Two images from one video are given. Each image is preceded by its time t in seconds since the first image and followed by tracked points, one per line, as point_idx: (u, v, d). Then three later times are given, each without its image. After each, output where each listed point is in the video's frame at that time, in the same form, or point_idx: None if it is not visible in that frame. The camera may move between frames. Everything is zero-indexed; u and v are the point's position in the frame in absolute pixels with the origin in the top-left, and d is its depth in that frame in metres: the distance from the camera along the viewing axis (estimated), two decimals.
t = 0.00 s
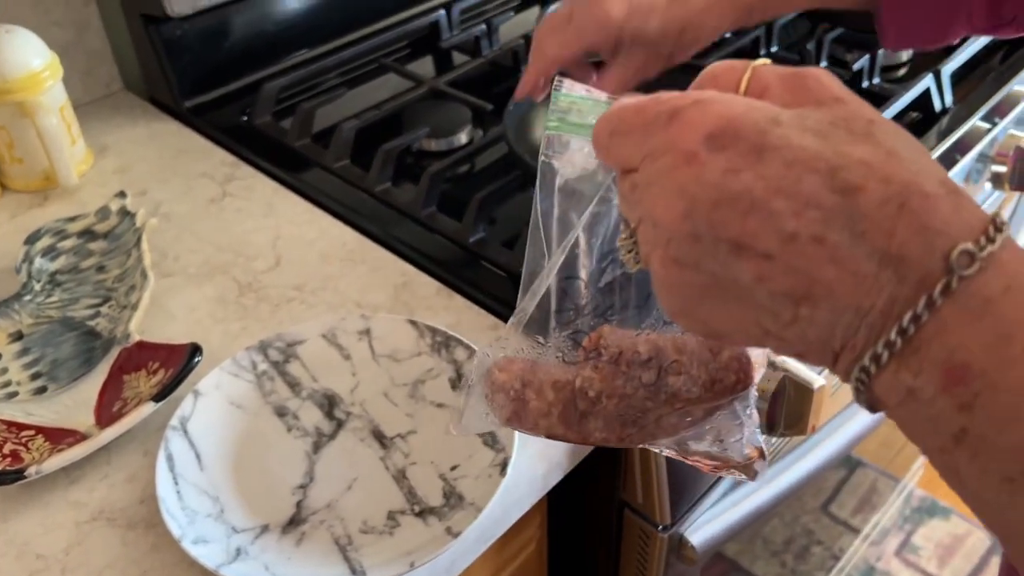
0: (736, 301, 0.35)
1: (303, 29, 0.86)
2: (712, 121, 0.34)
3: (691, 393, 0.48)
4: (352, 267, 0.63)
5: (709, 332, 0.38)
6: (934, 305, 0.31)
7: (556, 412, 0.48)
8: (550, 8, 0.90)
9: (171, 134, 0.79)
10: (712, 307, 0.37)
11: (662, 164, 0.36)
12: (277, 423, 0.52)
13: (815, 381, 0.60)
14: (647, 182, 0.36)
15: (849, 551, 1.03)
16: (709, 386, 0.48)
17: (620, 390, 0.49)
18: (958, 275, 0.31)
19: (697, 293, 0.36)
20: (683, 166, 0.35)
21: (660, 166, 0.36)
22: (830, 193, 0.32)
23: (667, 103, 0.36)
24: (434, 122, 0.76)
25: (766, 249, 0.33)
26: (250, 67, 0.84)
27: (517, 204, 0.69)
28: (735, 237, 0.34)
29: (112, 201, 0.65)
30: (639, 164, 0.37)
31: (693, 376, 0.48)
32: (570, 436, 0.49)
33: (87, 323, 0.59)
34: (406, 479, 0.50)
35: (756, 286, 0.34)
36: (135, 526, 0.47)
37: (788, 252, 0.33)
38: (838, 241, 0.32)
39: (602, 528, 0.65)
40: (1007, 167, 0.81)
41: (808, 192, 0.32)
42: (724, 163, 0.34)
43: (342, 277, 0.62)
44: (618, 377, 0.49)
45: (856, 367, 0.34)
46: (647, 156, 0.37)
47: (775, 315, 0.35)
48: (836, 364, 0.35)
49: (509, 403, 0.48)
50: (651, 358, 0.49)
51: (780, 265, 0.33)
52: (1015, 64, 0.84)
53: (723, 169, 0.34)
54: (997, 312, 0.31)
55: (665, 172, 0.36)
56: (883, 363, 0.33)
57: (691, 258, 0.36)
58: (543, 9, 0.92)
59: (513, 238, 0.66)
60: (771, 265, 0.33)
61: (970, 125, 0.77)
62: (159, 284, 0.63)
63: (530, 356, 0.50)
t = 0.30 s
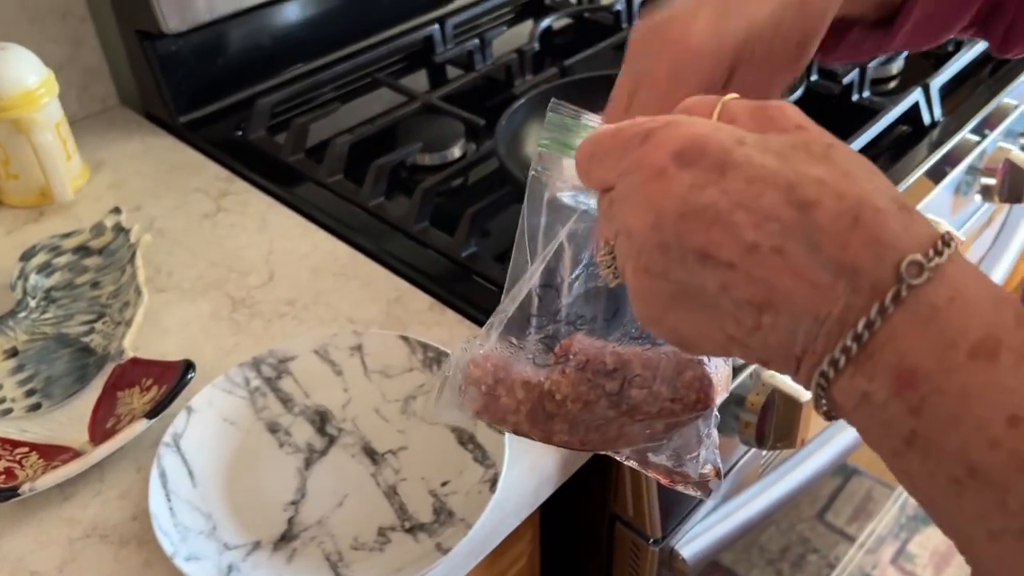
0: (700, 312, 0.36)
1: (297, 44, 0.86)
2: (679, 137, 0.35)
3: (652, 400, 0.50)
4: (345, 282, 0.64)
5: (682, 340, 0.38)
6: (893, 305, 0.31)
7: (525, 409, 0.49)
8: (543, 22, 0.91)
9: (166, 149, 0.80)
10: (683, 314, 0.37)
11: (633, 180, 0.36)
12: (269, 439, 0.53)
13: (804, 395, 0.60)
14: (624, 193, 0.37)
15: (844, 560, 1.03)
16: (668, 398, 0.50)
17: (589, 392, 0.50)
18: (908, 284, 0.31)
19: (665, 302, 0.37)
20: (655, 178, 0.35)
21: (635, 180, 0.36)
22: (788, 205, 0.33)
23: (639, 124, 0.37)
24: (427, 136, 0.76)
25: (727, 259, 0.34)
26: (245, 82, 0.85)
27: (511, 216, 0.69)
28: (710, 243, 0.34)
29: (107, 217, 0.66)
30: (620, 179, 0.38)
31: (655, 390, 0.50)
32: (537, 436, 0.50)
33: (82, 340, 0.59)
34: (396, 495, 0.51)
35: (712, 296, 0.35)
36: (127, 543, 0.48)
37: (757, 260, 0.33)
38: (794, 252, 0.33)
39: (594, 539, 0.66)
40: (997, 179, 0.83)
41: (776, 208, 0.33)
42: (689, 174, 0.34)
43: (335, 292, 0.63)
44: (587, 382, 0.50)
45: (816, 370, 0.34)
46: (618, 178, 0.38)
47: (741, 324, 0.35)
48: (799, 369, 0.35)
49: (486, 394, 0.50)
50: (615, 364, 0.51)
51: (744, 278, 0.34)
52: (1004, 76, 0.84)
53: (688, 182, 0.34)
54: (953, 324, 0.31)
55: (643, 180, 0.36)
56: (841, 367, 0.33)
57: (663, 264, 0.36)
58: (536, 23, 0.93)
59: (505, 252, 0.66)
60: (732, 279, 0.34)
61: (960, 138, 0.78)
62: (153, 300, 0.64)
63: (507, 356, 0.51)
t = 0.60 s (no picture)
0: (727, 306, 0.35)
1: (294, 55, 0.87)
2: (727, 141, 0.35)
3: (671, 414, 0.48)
4: (338, 292, 0.64)
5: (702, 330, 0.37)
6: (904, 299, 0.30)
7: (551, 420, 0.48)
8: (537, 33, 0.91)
9: (162, 160, 0.80)
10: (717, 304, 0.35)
11: (676, 177, 0.36)
12: (263, 449, 0.53)
13: (793, 403, 0.62)
14: (674, 189, 0.36)
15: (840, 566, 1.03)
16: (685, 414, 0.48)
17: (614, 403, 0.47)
18: (917, 284, 0.30)
19: (693, 288, 0.36)
20: (706, 170, 0.35)
21: (681, 174, 0.36)
22: (821, 208, 0.32)
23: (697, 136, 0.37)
24: (422, 146, 0.76)
25: (765, 249, 0.33)
26: (241, 93, 0.85)
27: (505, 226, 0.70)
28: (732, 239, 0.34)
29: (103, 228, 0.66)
30: (664, 180, 0.37)
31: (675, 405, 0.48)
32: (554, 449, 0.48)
33: (78, 350, 0.60)
34: (388, 504, 0.51)
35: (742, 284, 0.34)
36: (122, 553, 0.48)
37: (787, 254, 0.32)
38: (824, 250, 0.32)
39: (587, 547, 0.66)
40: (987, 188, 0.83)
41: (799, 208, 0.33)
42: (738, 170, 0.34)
43: (329, 302, 0.63)
44: (616, 401, 0.47)
45: (828, 362, 0.33)
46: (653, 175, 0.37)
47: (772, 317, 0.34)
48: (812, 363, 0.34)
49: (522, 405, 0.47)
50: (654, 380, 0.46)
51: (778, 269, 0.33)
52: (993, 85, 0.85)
53: (741, 178, 0.34)
54: (953, 315, 0.30)
55: (691, 175, 0.35)
56: (852, 357, 0.32)
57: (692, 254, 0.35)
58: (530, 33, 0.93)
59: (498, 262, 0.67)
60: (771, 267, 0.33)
61: (951, 147, 0.78)
62: (148, 311, 0.64)
63: (538, 369, 0.46)
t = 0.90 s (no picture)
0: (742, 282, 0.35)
1: (293, 59, 0.87)
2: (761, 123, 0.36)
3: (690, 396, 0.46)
4: (338, 296, 0.64)
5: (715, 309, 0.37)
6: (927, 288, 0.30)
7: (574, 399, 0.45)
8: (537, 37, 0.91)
9: (162, 164, 0.80)
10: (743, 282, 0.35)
11: (702, 152, 0.37)
12: (262, 453, 0.53)
13: (793, 406, 0.62)
14: (703, 161, 0.36)
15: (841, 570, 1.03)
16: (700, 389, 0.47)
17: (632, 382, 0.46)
18: (939, 276, 0.30)
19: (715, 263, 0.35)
20: (738, 143, 0.35)
21: (710, 150, 0.36)
22: (852, 196, 0.32)
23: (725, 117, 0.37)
24: (421, 150, 0.76)
25: (794, 227, 0.33)
26: (241, 97, 0.85)
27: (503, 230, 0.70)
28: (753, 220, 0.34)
29: (103, 232, 0.66)
30: (693, 153, 0.37)
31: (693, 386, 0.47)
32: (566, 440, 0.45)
33: (77, 354, 0.60)
34: (387, 508, 0.51)
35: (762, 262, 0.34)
36: (121, 557, 0.48)
37: (811, 234, 0.32)
38: (852, 236, 0.32)
39: (588, 552, 0.66)
40: (987, 191, 0.83)
41: (832, 194, 0.33)
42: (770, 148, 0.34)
43: (328, 306, 0.63)
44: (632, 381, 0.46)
45: (843, 346, 0.32)
46: (677, 145, 0.38)
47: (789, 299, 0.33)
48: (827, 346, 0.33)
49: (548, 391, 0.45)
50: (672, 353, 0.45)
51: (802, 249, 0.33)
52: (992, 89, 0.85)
53: (778, 157, 0.34)
54: (970, 307, 0.30)
55: (721, 146, 0.36)
56: (867, 342, 0.31)
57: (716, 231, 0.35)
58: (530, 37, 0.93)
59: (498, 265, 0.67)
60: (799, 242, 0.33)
61: (950, 149, 0.78)
62: (148, 315, 0.64)
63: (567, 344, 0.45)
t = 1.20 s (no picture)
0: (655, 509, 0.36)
1: (294, 60, 0.87)
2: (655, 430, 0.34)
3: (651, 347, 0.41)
4: (338, 298, 0.64)
5: None
6: None
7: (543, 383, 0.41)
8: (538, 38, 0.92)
9: (162, 166, 0.80)
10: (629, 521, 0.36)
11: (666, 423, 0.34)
12: (262, 455, 0.53)
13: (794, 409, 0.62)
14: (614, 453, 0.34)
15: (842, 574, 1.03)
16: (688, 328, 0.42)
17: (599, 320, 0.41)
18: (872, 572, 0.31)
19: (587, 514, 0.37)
20: (703, 446, 0.33)
21: (683, 440, 0.34)
22: (742, 483, 0.33)
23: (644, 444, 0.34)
24: (422, 152, 0.76)
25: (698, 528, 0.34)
26: (241, 99, 0.85)
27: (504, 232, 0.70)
28: (713, 509, 0.33)
29: (103, 235, 0.66)
30: (657, 425, 0.34)
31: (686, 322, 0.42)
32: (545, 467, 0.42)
33: (77, 356, 0.60)
34: (388, 511, 0.51)
35: (727, 529, 0.33)
36: (121, 560, 0.48)
37: (778, 544, 0.32)
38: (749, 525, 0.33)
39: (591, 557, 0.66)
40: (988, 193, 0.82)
41: (801, 513, 0.32)
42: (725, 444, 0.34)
43: (329, 308, 0.63)
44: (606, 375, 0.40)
45: None
46: (630, 416, 0.34)
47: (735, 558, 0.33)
48: None
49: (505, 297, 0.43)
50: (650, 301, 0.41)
51: (738, 531, 0.33)
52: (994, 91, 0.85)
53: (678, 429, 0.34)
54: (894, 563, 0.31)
55: (691, 452, 0.33)
56: None
57: (694, 494, 0.33)
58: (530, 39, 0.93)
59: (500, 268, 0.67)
60: (739, 523, 0.33)
61: (951, 151, 0.78)
62: (148, 317, 0.64)
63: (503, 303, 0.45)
